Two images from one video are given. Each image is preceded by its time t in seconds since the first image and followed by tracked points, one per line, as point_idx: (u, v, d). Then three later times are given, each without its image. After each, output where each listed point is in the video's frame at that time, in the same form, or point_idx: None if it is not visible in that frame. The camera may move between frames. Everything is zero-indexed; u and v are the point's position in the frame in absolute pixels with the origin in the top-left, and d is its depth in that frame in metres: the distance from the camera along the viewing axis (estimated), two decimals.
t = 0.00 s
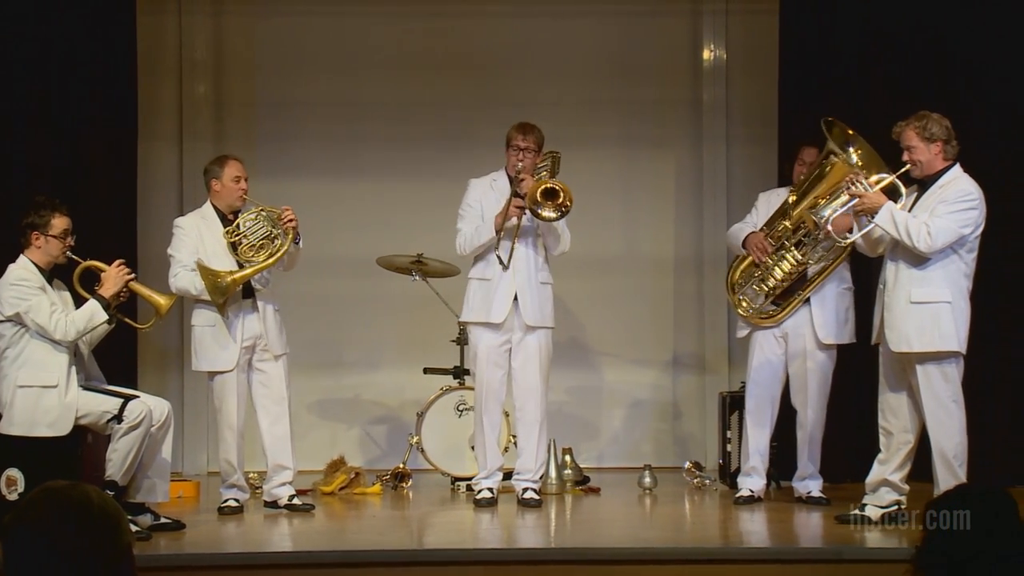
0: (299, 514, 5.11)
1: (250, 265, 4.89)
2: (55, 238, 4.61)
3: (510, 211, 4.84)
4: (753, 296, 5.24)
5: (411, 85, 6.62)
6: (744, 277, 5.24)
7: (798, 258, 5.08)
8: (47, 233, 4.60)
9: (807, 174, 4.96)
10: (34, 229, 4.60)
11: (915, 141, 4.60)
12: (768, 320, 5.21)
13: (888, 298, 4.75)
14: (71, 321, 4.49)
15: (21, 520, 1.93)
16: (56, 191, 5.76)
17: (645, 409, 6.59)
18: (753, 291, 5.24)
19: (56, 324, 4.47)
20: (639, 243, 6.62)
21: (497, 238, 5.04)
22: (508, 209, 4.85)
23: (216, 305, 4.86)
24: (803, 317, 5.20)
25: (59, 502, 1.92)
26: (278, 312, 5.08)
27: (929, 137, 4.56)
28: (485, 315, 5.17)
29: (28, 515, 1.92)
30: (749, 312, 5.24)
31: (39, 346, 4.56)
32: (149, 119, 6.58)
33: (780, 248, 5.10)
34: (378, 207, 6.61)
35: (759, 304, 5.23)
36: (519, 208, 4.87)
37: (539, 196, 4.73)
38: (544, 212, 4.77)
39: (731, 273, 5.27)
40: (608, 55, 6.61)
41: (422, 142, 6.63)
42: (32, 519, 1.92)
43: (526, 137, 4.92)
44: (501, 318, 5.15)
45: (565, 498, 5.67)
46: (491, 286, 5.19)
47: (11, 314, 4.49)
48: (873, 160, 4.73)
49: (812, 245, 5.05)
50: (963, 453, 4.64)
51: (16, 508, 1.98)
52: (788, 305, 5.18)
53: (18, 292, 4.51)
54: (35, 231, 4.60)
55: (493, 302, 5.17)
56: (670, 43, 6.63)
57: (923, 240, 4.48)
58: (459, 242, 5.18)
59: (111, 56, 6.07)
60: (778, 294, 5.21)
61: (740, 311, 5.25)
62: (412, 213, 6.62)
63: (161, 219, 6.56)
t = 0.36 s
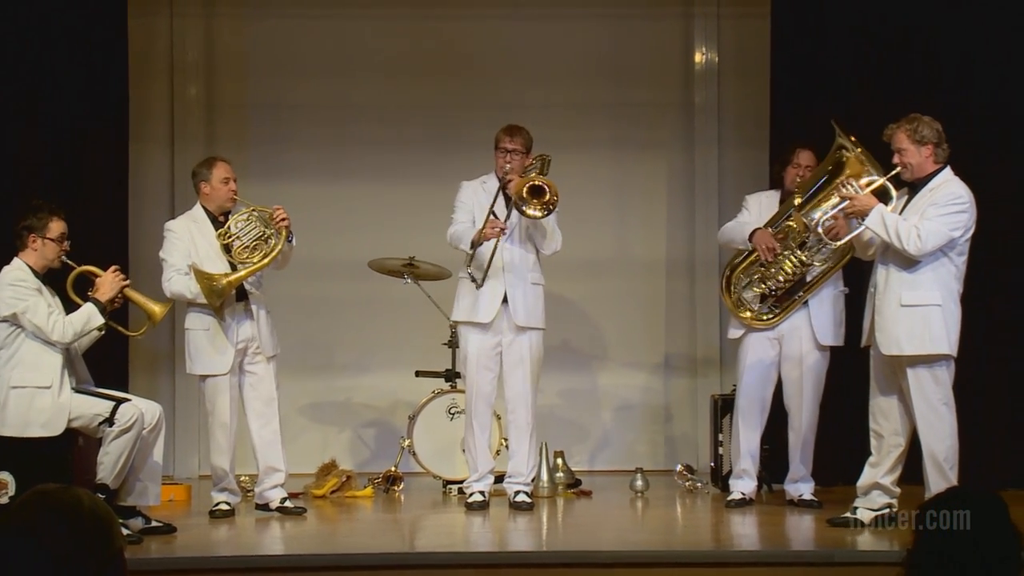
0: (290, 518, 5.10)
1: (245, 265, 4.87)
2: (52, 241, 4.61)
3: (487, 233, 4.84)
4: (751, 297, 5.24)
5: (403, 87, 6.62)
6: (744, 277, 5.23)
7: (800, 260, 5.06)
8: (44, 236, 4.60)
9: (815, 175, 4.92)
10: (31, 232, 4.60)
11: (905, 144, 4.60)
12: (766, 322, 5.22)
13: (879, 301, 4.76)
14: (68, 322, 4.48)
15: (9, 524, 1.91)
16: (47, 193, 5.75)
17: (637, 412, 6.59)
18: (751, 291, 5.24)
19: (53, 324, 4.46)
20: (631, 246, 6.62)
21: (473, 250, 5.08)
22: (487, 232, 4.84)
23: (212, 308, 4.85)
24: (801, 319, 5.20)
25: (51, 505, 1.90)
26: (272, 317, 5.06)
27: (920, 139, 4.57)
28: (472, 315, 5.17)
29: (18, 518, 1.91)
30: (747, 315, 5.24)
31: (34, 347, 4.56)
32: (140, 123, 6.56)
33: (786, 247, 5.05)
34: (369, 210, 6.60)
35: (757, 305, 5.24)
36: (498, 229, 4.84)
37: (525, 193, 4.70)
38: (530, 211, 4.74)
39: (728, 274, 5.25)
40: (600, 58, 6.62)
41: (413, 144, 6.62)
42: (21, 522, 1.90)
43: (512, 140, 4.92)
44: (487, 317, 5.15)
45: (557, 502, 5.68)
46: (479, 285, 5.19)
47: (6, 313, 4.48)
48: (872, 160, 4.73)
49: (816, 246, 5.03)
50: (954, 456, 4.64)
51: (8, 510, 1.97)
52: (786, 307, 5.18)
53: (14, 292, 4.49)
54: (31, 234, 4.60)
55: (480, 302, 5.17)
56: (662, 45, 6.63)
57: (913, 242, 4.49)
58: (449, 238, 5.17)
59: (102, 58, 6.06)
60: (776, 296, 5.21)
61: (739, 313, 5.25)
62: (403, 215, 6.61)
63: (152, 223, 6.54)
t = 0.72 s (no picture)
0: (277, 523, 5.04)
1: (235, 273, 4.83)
2: (40, 246, 4.56)
3: (475, 228, 4.81)
4: (751, 301, 5.21)
5: (393, 89, 6.57)
6: (744, 280, 5.21)
7: (800, 264, 5.02)
8: (32, 241, 4.55)
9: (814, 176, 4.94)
10: (19, 236, 4.54)
11: (896, 148, 4.57)
12: (764, 325, 5.17)
13: (873, 306, 4.72)
14: (54, 328, 4.44)
15: None
16: (33, 196, 5.69)
17: (628, 417, 6.53)
18: (751, 295, 5.21)
19: (39, 330, 4.42)
20: (623, 250, 6.57)
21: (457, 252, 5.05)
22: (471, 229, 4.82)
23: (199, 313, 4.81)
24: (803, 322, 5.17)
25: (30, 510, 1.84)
26: (260, 323, 5.02)
27: (911, 143, 4.54)
28: (462, 316, 5.13)
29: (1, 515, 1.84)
30: (747, 319, 5.19)
31: (19, 353, 4.51)
32: (128, 126, 6.51)
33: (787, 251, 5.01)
34: (359, 212, 6.55)
35: (757, 308, 5.20)
36: (484, 226, 4.81)
37: (514, 188, 4.70)
38: (518, 209, 4.74)
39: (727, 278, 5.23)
40: (591, 60, 6.57)
41: (403, 147, 6.58)
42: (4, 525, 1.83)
43: (498, 141, 4.92)
44: (478, 317, 5.10)
45: (548, 507, 5.64)
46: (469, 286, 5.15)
47: None
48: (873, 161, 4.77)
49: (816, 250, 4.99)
50: (947, 461, 4.61)
51: None
52: (787, 310, 5.13)
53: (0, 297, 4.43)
54: (19, 238, 4.54)
55: (469, 302, 5.12)
56: (653, 47, 6.59)
57: (907, 247, 4.45)
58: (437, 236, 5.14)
59: (89, 60, 6.01)
60: (775, 299, 5.18)
61: (739, 317, 5.20)
62: (392, 218, 6.56)
63: (139, 227, 6.49)
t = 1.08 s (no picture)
0: (256, 533, 4.91)
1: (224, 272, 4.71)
2: (8, 248, 4.42)
3: (467, 203, 4.75)
4: (743, 304, 5.10)
5: (376, 87, 6.45)
6: (734, 284, 5.09)
7: (792, 266, 4.90)
8: None
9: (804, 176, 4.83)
10: None
11: (891, 147, 4.46)
12: (757, 329, 5.06)
13: (863, 307, 4.62)
14: (22, 332, 4.31)
15: None
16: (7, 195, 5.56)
17: (616, 422, 6.41)
18: (742, 298, 5.10)
19: (6, 337, 4.29)
20: (611, 252, 6.44)
21: (451, 238, 4.96)
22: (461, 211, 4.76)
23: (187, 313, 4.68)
24: (797, 324, 5.05)
25: None
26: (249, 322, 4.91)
27: (906, 142, 4.44)
28: (443, 321, 5.02)
29: None
30: (740, 323, 5.09)
31: None
32: (105, 125, 6.37)
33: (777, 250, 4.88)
34: (341, 213, 6.43)
35: (749, 312, 5.09)
36: (476, 201, 4.75)
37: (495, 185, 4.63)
38: (500, 207, 4.68)
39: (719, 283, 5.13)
40: (578, 58, 6.46)
41: (386, 147, 6.45)
42: None
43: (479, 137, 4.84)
44: (460, 324, 5.00)
45: (534, 514, 5.52)
46: (451, 289, 5.05)
47: None
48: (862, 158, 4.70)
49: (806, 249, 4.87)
50: (940, 467, 4.51)
51: None
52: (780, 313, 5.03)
53: None
54: None
55: (450, 307, 5.02)
56: (642, 45, 6.47)
57: (898, 247, 4.35)
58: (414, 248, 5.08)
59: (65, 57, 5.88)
60: (767, 302, 5.06)
61: (731, 322, 5.10)
62: (375, 219, 6.43)
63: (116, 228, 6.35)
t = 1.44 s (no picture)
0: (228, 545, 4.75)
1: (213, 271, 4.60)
2: None
3: (443, 209, 4.61)
4: (727, 307, 4.95)
5: (355, 87, 6.30)
6: (717, 287, 4.95)
7: (775, 267, 4.77)
8: None
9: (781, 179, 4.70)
10: None
11: (881, 147, 4.37)
12: (741, 333, 4.91)
13: (852, 311, 4.50)
14: None
15: None
16: None
17: (599, 429, 6.26)
18: (725, 302, 4.95)
19: None
20: (594, 255, 6.30)
21: (426, 244, 4.83)
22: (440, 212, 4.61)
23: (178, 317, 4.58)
24: (783, 327, 4.92)
25: None
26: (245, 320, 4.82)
27: (896, 142, 4.34)
28: (422, 328, 4.88)
29: None
30: (723, 328, 4.94)
31: None
32: (76, 125, 6.21)
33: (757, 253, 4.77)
34: (318, 216, 6.27)
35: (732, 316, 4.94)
36: (453, 208, 4.61)
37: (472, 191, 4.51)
38: (478, 212, 4.55)
39: (702, 286, 4.98)
40: (561, 58, 6.32)
41: (364, 148, 6.31)
42: None
43: (456, 140, 4.71)
44: (440, 331, 4.86)
45: (515, 524, 5.38)
46: (429, 296, 4.91)
47: None
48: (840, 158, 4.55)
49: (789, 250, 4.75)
50: (930, 474, 4.39)
51: None
52: (764, 317, 4.88)
53: None
54: None
55: (428, 313, 4.88)
56: (626, 44, 6.33)
57: (887, 249, 4.23)
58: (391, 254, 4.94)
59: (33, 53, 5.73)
60: (752, 305, 4.92)
61: (713, 325, 4.95)
62: (353, 221, 6.28)
63: (86, 231, 6.18)
